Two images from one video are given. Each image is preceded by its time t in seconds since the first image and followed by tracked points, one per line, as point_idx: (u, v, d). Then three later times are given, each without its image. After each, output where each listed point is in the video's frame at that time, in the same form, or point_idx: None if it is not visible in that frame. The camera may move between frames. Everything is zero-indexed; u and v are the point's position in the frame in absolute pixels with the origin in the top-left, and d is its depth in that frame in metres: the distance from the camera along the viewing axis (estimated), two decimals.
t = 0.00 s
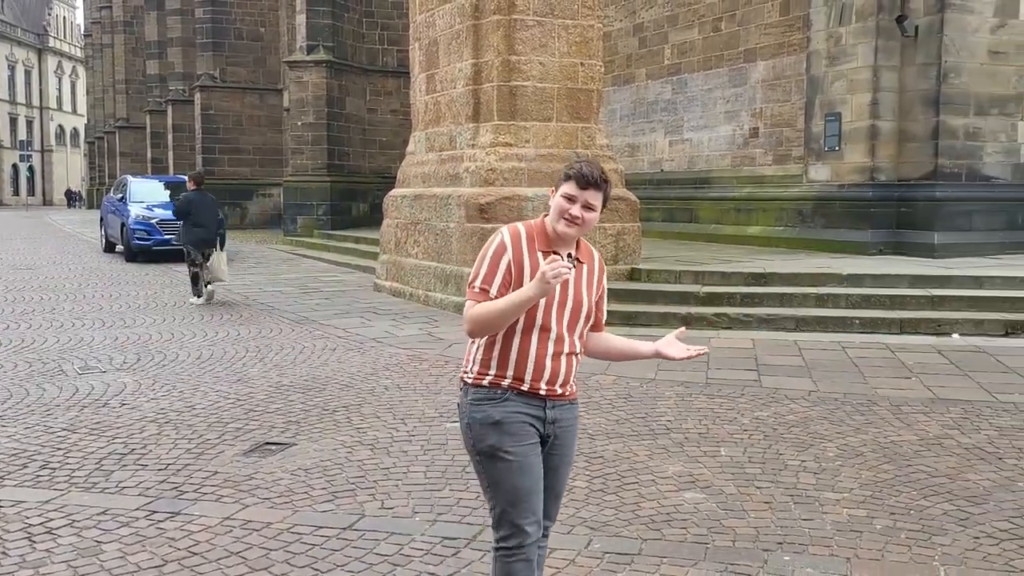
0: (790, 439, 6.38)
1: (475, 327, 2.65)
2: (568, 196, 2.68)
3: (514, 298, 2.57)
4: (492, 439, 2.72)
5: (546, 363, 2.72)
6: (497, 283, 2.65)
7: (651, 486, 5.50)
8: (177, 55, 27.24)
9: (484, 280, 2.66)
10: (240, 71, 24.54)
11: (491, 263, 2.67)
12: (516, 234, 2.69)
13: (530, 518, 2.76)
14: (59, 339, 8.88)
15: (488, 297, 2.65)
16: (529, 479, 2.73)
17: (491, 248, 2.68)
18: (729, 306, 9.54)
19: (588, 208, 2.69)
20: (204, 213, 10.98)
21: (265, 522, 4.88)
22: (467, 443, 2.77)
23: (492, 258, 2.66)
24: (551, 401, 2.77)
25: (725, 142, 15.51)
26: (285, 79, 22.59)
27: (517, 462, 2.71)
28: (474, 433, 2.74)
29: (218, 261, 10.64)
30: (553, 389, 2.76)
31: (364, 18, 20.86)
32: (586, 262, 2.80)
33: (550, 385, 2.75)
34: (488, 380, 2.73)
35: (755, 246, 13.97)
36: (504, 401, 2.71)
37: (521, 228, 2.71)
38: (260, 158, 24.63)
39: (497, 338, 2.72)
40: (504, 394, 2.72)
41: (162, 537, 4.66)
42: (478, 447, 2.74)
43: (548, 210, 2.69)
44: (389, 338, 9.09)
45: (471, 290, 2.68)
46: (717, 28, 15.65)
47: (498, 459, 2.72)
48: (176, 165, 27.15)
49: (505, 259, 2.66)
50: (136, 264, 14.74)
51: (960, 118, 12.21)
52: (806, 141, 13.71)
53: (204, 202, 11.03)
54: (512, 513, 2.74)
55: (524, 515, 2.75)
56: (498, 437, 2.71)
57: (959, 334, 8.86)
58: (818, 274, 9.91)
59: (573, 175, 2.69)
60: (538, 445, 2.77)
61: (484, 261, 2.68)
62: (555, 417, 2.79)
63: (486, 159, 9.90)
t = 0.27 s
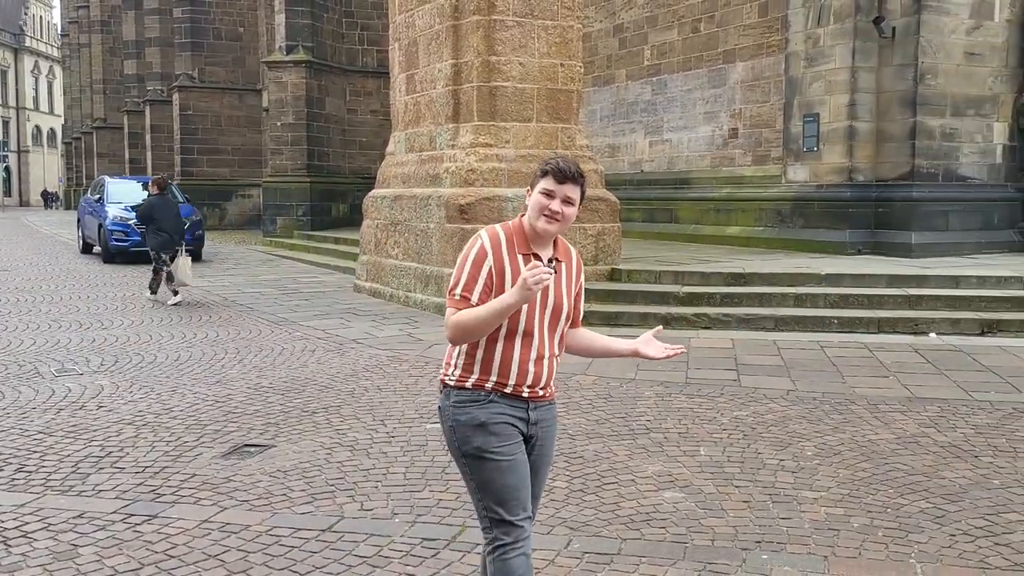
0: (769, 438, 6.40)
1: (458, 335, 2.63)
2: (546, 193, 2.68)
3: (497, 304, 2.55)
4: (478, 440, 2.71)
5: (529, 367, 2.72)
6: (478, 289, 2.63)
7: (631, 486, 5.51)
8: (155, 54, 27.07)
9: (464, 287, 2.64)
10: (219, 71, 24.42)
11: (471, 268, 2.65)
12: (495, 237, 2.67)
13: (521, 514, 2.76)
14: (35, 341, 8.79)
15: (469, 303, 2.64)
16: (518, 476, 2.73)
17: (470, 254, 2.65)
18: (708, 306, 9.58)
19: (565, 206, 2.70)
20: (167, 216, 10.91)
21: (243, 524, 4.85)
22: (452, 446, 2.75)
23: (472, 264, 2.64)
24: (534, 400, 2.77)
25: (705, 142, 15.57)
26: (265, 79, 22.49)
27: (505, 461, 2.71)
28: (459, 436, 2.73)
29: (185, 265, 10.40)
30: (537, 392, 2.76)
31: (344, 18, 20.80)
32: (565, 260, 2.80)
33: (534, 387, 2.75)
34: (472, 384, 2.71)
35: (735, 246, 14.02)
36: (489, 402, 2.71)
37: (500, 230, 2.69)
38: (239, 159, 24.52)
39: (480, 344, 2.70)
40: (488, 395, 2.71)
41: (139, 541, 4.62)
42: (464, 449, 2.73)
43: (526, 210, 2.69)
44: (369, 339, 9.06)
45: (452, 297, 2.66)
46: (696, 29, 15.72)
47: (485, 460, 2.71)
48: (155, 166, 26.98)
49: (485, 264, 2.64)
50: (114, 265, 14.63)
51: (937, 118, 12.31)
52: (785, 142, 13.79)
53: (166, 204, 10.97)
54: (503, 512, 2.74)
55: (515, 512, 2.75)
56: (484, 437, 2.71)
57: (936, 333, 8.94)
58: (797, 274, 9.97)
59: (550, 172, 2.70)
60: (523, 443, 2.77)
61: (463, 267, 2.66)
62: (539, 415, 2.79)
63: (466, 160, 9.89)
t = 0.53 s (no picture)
0: (755, 438, 6.42)
1: (454, 343, 2.59)
2: (534, 195, 2.65)
3: (493, 310, 2.52)
4: (477, 453, 2.68)
5: (527, 372, 2.69)
6: (472, 296, 2.59)
7: (617, 486, 5.51)
8: (140, 55, 26.97)
9: (458, 294, 2.59)
10: (204, 72, 24.36)
11: (462, 275, 2.60)
12: (485, 243, 2.63)
13: (513, 526, 2.76)
14: (19, 344, 8.74)
15: (464, 311, 2.59)
16: (512, 490, 2.73)
17: (462, 261, 2.61)
18: (695, 306, 9.61)
19: (554, 206, 2.67)
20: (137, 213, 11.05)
21: (229, 527, 4.84)
22: (447, 456, 2.73)
23: (464, 272, 2.59)
24: (532, 411, 2.75)
25: (691, 143, 15.61)
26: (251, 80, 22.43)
27: (503, 475, 2.70)
28: (456, 447, 2.70)
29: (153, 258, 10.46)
30: (535, 396, 2.74)
31: (331, 18, 20.77)
32: (554, 261, 2.78)
33: (533, 394, 2.73)
34: (472, 394, 2.67)
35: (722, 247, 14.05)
36: (490, 414, 2.68)
37: (489, 235, 2.66)
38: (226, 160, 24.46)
39: (476, 351, 2.67)
40: (488, 407, 2.68)
41: (125, 544, 4.60)
42: (461, 460, 2.70)
43: (515, 213, 2.65)
44: (356, 340, 9.05)
45: (445, 306, 2.62)
46: (683, 29, 15.77)
47: (483, 472, 2.69)
48: (140, 167, 26.86)
49: (478, 271, 2.60)
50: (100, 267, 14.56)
51: (921, 118, 12.37)
52: (771, 142, 13.83)
53: (136, 202, 11.06)
54: (494, 523, 2.74)
55: (505, 525, 2.75)
56: (484, 451, 2.68)
57: (921, 332, 8.98)
58: (783, 274, 10.02)
59: (536, 173, 2.67)
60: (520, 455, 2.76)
61: (455, 275, 2.62)
62: (536, 426, 2.77)
63: (452, 161, 9.88)
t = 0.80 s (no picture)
0: (749, 437, 6.42)
1: (463, 351, 2.55)
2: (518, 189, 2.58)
3: (499, 313, 2.48)
4: (494, 457, 2.64)
5: (539, 370, 2.67)
6: (473, 301, 2.55)
7: (611, 486, 5.51)
8: (132, 56, 26.93)
9: (459, 301, 2.55)
10: (197, 73, 24.33)
11: (460, 282, 2.55)
12: (477, 245, 2.58)
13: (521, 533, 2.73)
14: (12, 346, 8.71)
15: (468, 317, 2.55)
16: (524, 497, 2.70)
17: (457, 268, 2.56)
18: (689, 305, 9.63)
19: (541, 198, 2.61)
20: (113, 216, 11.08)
21: (222, 528, 4.83)
22: (461, 459, 2.68)
23: (461, 278, 2.54)
24: (546, 413, 2.73)
25: (685, 143, 15.64)
26: (245, 81, 22.40)
27: (518, 481, 2.66)
28: (471, 450, 2.66)
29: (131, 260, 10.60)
30: (548, 393, 2.72)
31: (324, 19, 20.75)
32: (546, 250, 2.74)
33: (547, 391, 2.71)
34: (488, 397, 2.64)
35: (716, 246, 14.06)
36: (508, 417, 2.64)
37: (478, 236, 2.60)
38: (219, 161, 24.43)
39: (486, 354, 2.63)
40: (505, 411, 2.65)
41: (117, 546, 4.59)
42: (476, 463, 2.66)
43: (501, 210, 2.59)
44: (349, 341, 9.04)
45: (447, 314, 2.57)
46: (676, 29, 15.79)
47: (497, 477, 2.65)
48: (134, 168, 26.82)
49: (475, 275, 2.55)
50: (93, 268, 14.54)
51: (913, 118, 12.39)
52: (764, 142, 13.86)
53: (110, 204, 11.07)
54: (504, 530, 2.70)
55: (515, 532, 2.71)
56: (501, 455, 2.65)
57: (914, 331, 9.01)
58: (776, 273, 10.03)
59: (515, 164, 2.57)
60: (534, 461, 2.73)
61: (452, 283, 2.57)
62: (548, 431, 2.75)
63: (446, 161, 9.88)
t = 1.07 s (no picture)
0: (743, 436, 6.44)
1: (477, 360, 2.42)
2: (489, 185, 2.51)
3: (507, 311, 2.37)
4: (510, 465, 2.57)
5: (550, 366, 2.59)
6: (475, 305, 2.43)
7: (606, 486, 5.51)
8: (125, 56, 26.88)
9: (461, 309, 2.44)
10: (191, 73, 24.29)
11: (457, 290, 2.44)
12: (462, 250, 2.48)
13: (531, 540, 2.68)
14: (5, 347, 8.69)
15: (475, 323, 2.43)
16: (537, 503, 2.64)
17: (449, 278, 2.45)
18: (683, 304, 9.65)
19: (514, 189, 2.55)
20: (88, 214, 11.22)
21: (216, 529, 4.82)
22: (474, 465, 2.61)
23: (458, 285, 2.43)
24: (559, 414, 2.66)
25: (678, 142, 15.66)
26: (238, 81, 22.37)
27: (533, 488, 2.60)
28: (486, 457, 2.58)
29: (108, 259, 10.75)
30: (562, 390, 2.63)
31: (317, 19, 20.73)
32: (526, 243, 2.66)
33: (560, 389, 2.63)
34: (503, 402, 2.55)
35: (709, 246, 14.07)
36: (525, 423, 2.57)
37: (461, 242, 2.51)
38: (212, 161, 24.41)
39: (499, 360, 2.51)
40: (522, 416, 2.57)
41: (111, 547, 4.58)
42: (491, 470, 2.59)
43: (477, 210, 2.51)
44: (343, 341, 9.03)
45: (452, 326, 2.45)
46: (669, 29, 15.81)
47: (512, 484, 2.59)
48: (127, 169, 26.77)
49: (470, 279, 2.44)
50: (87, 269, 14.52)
51: (907, 117, 12.41)
52: (758, 141, 13.88)
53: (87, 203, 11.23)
54: (514, 537, 2.65)
55: (525, 539, 2.67)
56: (516, 462, 2.57)
57: (907, 330, 9.02)
58: (770, 273, 10.05)
59: (479, 163, 2.52)
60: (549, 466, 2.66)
61: (448, 294, 2.45)
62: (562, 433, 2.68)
63: (439, 161, 9.88)
